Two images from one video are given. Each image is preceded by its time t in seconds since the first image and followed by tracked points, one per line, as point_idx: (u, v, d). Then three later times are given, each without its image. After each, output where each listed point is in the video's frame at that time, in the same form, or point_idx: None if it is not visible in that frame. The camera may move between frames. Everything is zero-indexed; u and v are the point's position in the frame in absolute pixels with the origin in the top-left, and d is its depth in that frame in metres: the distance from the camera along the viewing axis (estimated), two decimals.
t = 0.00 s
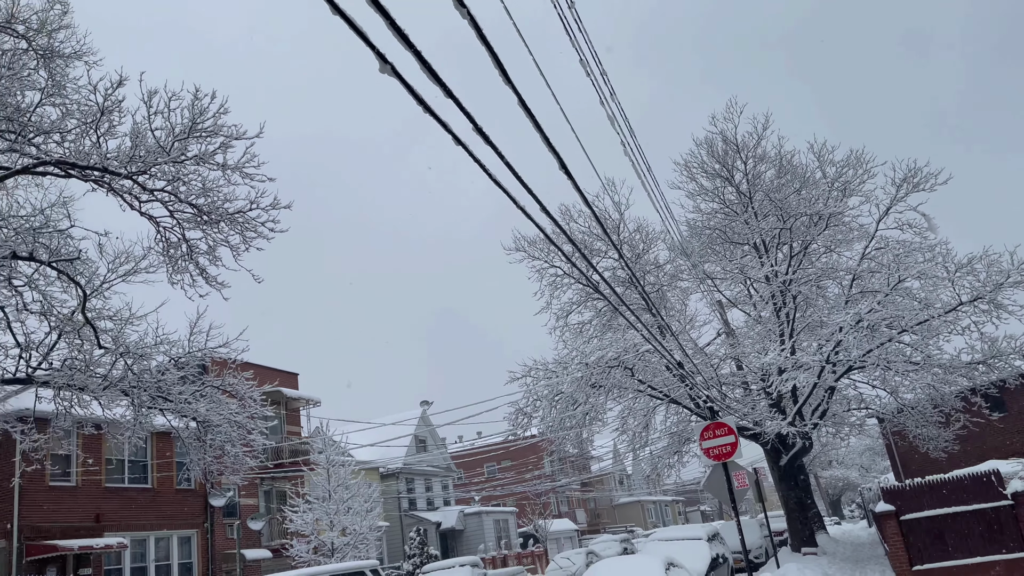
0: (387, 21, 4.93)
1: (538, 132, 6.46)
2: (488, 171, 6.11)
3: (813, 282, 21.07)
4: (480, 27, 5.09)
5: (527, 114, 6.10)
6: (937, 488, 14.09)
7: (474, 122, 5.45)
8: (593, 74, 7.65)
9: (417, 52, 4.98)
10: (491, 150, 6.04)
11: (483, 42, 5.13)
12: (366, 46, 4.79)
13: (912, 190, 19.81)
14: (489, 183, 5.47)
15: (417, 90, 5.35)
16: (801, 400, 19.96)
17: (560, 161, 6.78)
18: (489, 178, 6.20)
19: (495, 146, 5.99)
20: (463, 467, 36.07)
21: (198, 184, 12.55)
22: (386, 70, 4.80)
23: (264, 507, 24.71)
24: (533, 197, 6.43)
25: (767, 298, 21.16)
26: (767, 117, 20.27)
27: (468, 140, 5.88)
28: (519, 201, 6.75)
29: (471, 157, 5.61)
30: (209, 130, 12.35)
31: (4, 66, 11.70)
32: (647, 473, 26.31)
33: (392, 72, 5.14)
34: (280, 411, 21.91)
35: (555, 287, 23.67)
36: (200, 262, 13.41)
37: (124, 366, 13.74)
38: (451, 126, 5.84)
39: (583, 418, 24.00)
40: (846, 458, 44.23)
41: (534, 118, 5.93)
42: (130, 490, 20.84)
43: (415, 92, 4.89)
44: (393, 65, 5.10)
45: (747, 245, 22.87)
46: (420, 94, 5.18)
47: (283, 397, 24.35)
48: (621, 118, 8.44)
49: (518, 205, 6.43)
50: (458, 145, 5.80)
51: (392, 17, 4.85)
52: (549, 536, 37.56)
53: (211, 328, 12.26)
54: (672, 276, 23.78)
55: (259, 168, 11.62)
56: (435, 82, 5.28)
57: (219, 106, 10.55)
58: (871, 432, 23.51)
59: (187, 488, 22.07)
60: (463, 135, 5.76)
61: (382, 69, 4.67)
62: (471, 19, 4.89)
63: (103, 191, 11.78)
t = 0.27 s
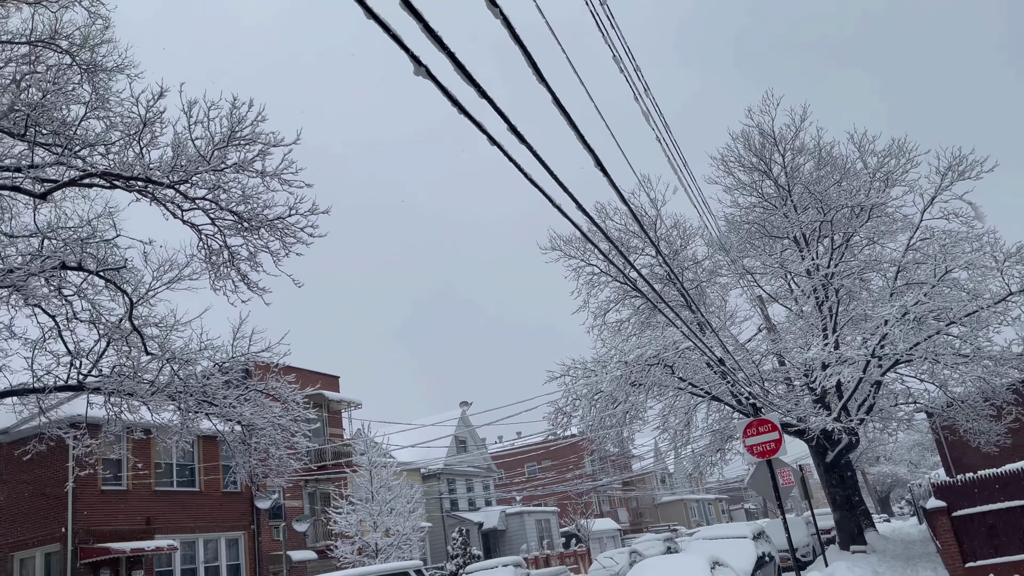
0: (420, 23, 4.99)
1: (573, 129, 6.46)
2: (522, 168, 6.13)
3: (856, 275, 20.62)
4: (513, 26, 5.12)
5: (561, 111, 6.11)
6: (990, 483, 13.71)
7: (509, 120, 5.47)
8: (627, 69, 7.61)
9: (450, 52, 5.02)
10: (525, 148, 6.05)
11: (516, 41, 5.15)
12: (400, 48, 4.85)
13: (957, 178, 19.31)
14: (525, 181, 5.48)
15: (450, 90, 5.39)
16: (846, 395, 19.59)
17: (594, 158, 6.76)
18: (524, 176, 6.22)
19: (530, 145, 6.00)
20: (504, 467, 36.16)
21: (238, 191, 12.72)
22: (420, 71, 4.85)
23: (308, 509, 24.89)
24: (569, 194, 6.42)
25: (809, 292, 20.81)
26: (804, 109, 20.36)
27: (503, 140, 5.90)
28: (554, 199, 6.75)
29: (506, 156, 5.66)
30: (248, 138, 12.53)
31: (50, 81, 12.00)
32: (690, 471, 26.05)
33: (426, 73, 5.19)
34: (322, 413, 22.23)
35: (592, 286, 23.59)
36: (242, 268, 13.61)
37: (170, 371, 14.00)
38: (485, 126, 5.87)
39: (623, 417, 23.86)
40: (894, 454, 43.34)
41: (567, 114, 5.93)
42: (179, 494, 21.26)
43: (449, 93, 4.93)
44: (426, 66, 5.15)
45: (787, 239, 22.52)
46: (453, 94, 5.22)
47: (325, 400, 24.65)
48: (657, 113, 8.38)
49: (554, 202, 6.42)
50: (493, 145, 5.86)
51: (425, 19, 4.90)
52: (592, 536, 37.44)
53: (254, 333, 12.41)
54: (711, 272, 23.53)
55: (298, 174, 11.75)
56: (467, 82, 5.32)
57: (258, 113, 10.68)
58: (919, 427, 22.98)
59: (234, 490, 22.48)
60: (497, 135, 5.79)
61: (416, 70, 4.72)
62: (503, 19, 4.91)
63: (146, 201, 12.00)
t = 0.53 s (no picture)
0: (453, 26, 5.03)
1: (608, 127, 6.44)
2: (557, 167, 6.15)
3: (903, 267, 19.97)
4: (545, 25, 5.14)
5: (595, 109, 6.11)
6: None
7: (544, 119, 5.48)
8: (660, 65, 7.56)
9: (483, 54, 5.06)
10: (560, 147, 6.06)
11: (548, 40, 5.16)
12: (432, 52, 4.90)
13: (1005, 165, 18.74)
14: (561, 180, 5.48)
15: (484, 92, 5.43)
16: (894, 390, 19.16)
17: (629, 155, 6.73)
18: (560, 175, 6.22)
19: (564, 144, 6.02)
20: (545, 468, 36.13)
21: (278, 199, 12.82)
22: (454, 73, 4.89)
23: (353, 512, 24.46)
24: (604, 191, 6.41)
25: (852, 286, 20.39)
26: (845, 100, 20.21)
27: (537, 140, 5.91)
28: (590, 198, 6.74)
29: (541, 155, 5.68)
30: (287, 146, 12.64)
31: (95, 96, 12.24)
32: (734, 469, 25.72)
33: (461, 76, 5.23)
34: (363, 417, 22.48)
35: (630, 284, 23.43)
36: (283, 275, 13.74)
37: (216, 378, 14.21)
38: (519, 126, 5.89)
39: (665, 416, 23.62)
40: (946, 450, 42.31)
41: (601, 112, 5.92)
42: (227, 498, 21.59)
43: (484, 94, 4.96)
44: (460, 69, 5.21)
45: (829, 232, 22.08)
46: (488, 95, 5.26)
47: (366, 403, 24.84)
48: (692, 108, 8.32)
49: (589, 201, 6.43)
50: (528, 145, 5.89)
51: (457, 22, 4.95)
52: (635, 536, 37.19)
53: (297, 338, 12.49)
54: (751, 267, 23.20)
55: (335, 179, 11.82)
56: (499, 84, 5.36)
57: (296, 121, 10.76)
58: (971, 421, 22.37)
59: (281, 494, 22.83)
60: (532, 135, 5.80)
61: (450, 72, 4.76)
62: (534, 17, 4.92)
63: (190, 211, 12.17)
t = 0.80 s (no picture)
0: (486, 29, 5.08)
1: (643, 125, 6.42)
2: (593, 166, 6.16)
3: (948, 258, 19.51)
4: (577, 25, 5.15)
5: (630, 107, 6.11)
6: None
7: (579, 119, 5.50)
8: (695, 61, 7.49)
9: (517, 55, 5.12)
10: (595, 146, 6.07)
11: (581, 40, 5.18)
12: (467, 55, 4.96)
13: None
14: (598, 178, 5.49)
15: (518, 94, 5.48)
16: (943, 385, 18.69)
17: (665, 152, 6.71)
18: (596, 174, 6.23)
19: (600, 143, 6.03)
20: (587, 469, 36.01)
21: (316, 207, 12.92)
22: (488, 76, 4.94)
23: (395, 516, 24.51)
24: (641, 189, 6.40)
25: (897, 279, 19.95)
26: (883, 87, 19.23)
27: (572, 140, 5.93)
28: (628, 196, 6.72)
29: (578, 154, 5.69)
30: (323, 154, 12.74)
31: (136, 111, 12.48)
32: (779, 468, 25.34)
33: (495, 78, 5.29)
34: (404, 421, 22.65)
35: (668, 282, 23.24)
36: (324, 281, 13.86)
37: (259, 384, 14.39)
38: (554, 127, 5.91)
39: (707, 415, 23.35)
40: (999, 445, 41.22)
41: (635, 110, 5.92)
42: (272, 503, 21.88)
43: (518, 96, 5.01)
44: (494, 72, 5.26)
45: (871, 225, 21.63)
46: (522, 96, 5.30)
47: (407, 407, 24.99)
48: (729, 103, 8.23)
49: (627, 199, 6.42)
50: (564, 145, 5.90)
51: (490, 25, 5.00)
52: (680, 537, 36.86)
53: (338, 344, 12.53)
54: (792, 263, 22.85)
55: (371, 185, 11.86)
56: (533, 84, 5.40)
57: (333, 129, 10.82)
58: None
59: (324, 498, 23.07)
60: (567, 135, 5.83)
61: (484, 74, 4.81)
62: (567, 17, 4.95)
63: (231, 220, 12.35)
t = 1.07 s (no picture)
0: (520, 31, 5.11)
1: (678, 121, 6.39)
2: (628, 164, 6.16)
3: (995, 250, 19.04)
4: (611, 22, 5.13)
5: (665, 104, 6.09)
6: None
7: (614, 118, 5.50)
8: (729, 57, 7.43)
9: (550, 56, 5.14)
10: (630, 144, 6.06)
11: (616, 37, 5.16)
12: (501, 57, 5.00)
13: None
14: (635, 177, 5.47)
15: (553, 94, 5.51)
16: (994, 379, 18.21)
17: (701, 149, 6.67)
18: (632, 171, 6.22)
19: (635, 141, 6.03)
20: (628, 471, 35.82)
21: (353, 214, 13.02)
22: (521, 77, 4.97)
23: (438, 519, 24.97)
24: (677, 186, 6.38)
25: (943, 272, 19.48)
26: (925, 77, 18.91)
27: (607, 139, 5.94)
28: (664, 194, 6.70)
29: (614, 153, 5.66)
30: (359, 162, 12.82)
31: (176, 125, 12.70)
32: (824, 467, 24.93)
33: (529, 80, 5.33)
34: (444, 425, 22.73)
35: (707, 281, 23.01)
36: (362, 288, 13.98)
37: (302, 391, 14.56)
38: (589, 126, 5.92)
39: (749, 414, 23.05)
40: None
41: (670, 107, 5.91)
42: (317, 508, 22.13)
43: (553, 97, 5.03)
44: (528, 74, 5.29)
45: (914, 217, 21.17)
46: (557, 97, 5.32)
47: (447, 411, 25.09)
48: (764, 98, 8.13)
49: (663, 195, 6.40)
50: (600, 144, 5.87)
51: (523, 27, 5.03)
52: (724, 538, 36.46)
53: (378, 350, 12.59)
54: (833, 258, 22.47)
55: (408, 191, 11.92)
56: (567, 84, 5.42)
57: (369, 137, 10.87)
58: None
59: (367, 502, 23.25)
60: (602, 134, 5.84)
61: (518, 76, 4.84)
62: (600, 17, 4.95)
63: (270, 230, 12.49)
